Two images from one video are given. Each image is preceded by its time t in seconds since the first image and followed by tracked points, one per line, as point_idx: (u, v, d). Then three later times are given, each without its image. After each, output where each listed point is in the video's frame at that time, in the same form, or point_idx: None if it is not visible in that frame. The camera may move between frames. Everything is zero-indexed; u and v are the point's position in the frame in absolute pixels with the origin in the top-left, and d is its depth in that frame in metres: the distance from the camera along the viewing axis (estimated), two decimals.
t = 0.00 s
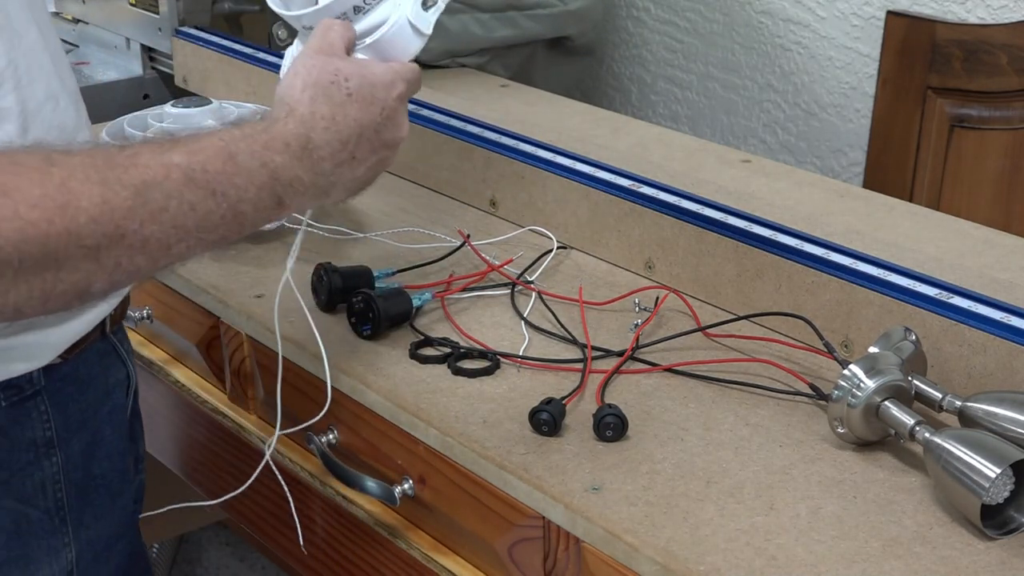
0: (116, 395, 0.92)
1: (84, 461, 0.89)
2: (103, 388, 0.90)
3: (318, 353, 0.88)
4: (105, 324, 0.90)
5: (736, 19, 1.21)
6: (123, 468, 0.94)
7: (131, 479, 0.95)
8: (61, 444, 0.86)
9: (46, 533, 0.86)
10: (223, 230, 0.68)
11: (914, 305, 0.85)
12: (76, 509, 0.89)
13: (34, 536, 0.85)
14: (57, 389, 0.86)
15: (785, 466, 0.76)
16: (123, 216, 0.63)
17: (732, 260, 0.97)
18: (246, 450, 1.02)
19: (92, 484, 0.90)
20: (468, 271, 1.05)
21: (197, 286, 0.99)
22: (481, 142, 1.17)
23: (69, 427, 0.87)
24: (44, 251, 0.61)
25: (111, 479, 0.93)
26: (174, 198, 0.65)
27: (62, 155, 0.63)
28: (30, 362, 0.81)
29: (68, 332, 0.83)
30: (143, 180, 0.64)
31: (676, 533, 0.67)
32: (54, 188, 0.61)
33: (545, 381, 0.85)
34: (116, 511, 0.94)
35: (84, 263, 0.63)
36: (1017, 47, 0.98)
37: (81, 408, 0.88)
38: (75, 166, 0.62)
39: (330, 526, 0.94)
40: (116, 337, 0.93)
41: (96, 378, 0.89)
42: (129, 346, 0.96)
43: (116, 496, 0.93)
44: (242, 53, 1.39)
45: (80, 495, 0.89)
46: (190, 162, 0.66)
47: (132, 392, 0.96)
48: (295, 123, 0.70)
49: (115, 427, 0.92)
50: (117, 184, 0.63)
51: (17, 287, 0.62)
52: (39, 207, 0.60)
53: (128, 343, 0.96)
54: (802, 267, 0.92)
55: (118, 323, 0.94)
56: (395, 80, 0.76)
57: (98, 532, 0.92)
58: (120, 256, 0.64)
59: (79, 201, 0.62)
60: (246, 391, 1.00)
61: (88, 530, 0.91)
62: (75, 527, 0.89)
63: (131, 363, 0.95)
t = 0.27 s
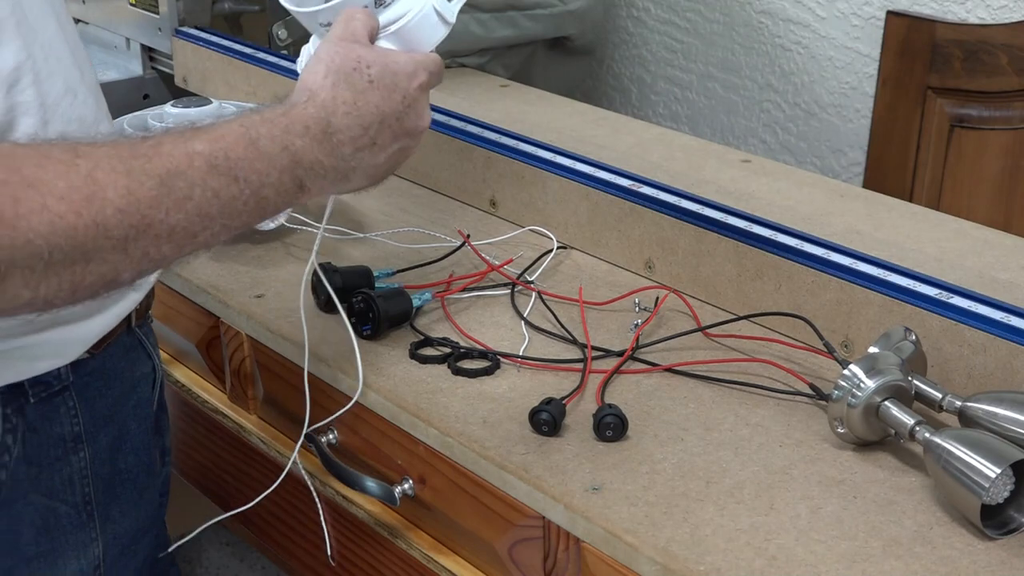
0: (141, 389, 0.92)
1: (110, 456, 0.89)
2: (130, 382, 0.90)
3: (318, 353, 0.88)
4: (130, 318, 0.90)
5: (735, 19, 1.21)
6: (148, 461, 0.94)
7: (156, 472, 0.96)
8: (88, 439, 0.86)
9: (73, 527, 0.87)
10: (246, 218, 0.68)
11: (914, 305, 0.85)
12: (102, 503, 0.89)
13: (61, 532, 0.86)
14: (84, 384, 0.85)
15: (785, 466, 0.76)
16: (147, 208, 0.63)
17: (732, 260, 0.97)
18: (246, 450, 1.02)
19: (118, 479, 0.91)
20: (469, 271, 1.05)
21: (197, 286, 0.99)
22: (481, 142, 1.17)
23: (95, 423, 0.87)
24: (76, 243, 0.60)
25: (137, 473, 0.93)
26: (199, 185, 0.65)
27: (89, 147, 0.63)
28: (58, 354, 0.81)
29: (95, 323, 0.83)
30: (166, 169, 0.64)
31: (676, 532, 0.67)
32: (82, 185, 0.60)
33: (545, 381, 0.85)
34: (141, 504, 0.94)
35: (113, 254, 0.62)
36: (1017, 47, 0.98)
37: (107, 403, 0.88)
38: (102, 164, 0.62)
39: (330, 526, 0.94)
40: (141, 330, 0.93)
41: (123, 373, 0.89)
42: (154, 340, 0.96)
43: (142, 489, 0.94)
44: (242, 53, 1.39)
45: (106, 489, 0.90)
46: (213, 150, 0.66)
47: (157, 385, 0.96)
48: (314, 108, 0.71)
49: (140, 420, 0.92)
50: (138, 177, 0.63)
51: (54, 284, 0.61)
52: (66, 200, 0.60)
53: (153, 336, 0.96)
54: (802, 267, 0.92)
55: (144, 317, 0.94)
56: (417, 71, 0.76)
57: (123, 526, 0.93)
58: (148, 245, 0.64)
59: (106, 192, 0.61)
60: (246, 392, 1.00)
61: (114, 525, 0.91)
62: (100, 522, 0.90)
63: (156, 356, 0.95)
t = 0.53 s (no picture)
0: (160, 387, 0.91)
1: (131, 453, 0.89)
2: (149, 379, 0.89)
3: (319, 353, 0.88)
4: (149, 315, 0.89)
5: (736, 18, 1.15)
6: (168, 459, 0.93)
7: (174, 469, 0.95)
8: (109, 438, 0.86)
9: (94, 525, 0.87)
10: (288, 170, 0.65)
11: (914, 305, 0.85)
12: (122, 501, 0.89)
13: (82, 530, 0.86)
14: (105, 382, 0.85)
15: (785, 466, 0.76)
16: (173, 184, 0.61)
17: (732, 260, 0.97)
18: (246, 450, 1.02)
19: (137, 476, 0.90)
20: (469, 271, 1.05)
21: (197, 286, 0.99)
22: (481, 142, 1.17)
23: (117, 420, 0.87)
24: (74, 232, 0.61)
25: (157, 470, 0.92)
26: (227, 145, 0.62)
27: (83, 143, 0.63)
28: (79, 353, 0.81)
29: (116, 321, 0.82)
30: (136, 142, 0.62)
31: (676, 533, 0.67)
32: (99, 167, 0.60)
33: (545, 381, 0.85)
34: (163, 500, 0.94)
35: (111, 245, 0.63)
36: (1017, 47, 0.99)
37: (126, 400, 0.87)
38: (111, 139, 0.62)
39: (330, 526, 0.94)
40: (160, 328, 0.92)
41: (142, 370, 0.89)
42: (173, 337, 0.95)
43: (163, 486, 0.94)
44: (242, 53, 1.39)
45: (125, 487, 0.89)
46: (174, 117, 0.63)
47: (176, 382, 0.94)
48: (296, 70, 0.66)
49: (158, 418, 0.92)
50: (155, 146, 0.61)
51: (70, 275, 0.61)
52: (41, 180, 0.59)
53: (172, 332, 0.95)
54: (803, 267, 0.91)
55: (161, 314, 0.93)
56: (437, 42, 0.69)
57: (143, 523, 0.92)
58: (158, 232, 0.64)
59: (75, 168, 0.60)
60: (246, 392, 1.00)
61: (134, 522, 0.91)
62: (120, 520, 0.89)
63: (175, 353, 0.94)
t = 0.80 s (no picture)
0: (166, 388, 0.91)
1: (137, 456, 0.89)
2: (155, 381, 0.89)
3: (318, 353, 0.88)
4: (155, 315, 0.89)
5: (736, 19, 1.18)
6: (175, 461, 0.93)
7: (182, 471, 0.94)
8: (113, 439, 0.86)
9: (99, 527, 0.86)
10: (298, 88, 0.67)
11: (914, 305, 0.85)
12: (128, 503, 0.89)
13: (88, 532, 0.86)
14: (109, 383, 0.85)
15: (785, 466, 0.76)
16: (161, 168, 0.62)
17: (732, 260, 0.97)
18: (246, 450, 1.02)
19: (144, 478, 0.90)
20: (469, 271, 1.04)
21: (197, 286, 0.99)
22: (481, 142, 1.17)
23: (121, 421, 0.86)
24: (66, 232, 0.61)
25: (165, 472, 0.92)
26: (239, 72, 0.65)
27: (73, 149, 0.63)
28: (80, 355, 0.80)
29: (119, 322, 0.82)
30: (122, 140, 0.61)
31: (676, 533, 0.67)
32: (103, 155, 0.60)
33: (545, 381, 0.85)
34: (171, 502, 0.94)
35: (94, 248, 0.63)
36: (1017, 48, 0.99)
37: (132, 401, 0.87)
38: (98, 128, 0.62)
39: (329, 526, 0.94)
40: (166, 330, 0.92)
41: (148, 371, 0.88)
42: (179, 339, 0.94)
43: (170, 488, 0.93)
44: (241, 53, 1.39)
45: (132, 490, 0.89)
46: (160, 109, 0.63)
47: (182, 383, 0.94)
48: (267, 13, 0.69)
49: (165, 420, 0.91)
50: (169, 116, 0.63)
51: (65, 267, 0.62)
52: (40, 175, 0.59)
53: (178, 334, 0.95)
54: (804, 267, 0.91)
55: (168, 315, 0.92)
56: None
57: (151, 524, 0.92)
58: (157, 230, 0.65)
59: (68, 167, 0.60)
60: (246, 392, 1.00)
61: (142, 524, 0.91)
62: (127, 522, 0.89)
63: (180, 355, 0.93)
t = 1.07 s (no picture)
0: (154, 390, 0.92)
1: (125, 457, 0.89)
2: (143, 382, 0.90)
3: (318, 353, 0.88)
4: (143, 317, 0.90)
5: (736, 19, 1.17)
6: (162, 461, 0.94)
7: (168, 470, 0.95)
8: (101, 440, 0.86)
9: (88, 527, 0.86)
10: (281, 190, 0.64)
11: (914, 305, 0.85)
12: (117, 504, 0.89)
13: (77, 533, 0.85)
14: (98, 384, 0.85)
15: (785, 466, 0.76)
16: (174, 222, 0.62)
17: (732, 260, 0.97)
18: (246, 451, 1.02)
19: (132, 478, 0.90)
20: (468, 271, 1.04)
21: (196, 286, 0.99)
22: (481, 142, 1.17)
23: (110, 421, 0.87)
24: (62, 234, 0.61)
25: (152, 472, 0.93)
26: (220, 163, 0.63)
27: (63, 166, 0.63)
28: (75, 354, 0.81)
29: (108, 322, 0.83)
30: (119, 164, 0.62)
31: (676, 532, 0.67)
32: (100, 184, 0.60)
33: (545, 381, 0.85)
34: (158, 503, 0.94)
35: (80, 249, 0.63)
36: (1017, 48, 0.98)
37: (120, 402, 0.87)
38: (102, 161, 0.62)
39: (329, 526, 0.94)
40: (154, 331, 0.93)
41: (137, 372, 0.89)
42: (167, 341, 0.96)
43: (158, 488, 0.94)
44: (242, 53, 1.39)
45: (120, 490, 0.89)
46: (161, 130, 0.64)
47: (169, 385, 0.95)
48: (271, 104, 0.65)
49: (153, 420, 0.92)
50: (153, 168, 0.62)
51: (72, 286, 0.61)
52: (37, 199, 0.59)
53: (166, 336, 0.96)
54: (804, 267, 0.91)
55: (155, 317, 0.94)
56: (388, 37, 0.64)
57: (140, 525, 0.92)
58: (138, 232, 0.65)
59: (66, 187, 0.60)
60: (246, 392, 1.00)
61: (130, 525, 0.91)
62: (117, 522, 0.89)
63: (167, 356, 0.95)
